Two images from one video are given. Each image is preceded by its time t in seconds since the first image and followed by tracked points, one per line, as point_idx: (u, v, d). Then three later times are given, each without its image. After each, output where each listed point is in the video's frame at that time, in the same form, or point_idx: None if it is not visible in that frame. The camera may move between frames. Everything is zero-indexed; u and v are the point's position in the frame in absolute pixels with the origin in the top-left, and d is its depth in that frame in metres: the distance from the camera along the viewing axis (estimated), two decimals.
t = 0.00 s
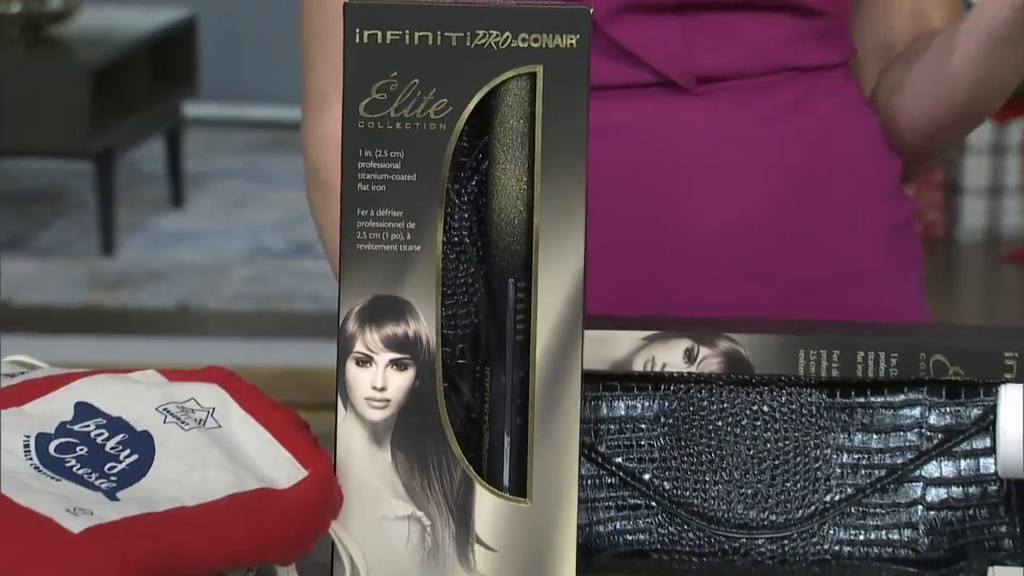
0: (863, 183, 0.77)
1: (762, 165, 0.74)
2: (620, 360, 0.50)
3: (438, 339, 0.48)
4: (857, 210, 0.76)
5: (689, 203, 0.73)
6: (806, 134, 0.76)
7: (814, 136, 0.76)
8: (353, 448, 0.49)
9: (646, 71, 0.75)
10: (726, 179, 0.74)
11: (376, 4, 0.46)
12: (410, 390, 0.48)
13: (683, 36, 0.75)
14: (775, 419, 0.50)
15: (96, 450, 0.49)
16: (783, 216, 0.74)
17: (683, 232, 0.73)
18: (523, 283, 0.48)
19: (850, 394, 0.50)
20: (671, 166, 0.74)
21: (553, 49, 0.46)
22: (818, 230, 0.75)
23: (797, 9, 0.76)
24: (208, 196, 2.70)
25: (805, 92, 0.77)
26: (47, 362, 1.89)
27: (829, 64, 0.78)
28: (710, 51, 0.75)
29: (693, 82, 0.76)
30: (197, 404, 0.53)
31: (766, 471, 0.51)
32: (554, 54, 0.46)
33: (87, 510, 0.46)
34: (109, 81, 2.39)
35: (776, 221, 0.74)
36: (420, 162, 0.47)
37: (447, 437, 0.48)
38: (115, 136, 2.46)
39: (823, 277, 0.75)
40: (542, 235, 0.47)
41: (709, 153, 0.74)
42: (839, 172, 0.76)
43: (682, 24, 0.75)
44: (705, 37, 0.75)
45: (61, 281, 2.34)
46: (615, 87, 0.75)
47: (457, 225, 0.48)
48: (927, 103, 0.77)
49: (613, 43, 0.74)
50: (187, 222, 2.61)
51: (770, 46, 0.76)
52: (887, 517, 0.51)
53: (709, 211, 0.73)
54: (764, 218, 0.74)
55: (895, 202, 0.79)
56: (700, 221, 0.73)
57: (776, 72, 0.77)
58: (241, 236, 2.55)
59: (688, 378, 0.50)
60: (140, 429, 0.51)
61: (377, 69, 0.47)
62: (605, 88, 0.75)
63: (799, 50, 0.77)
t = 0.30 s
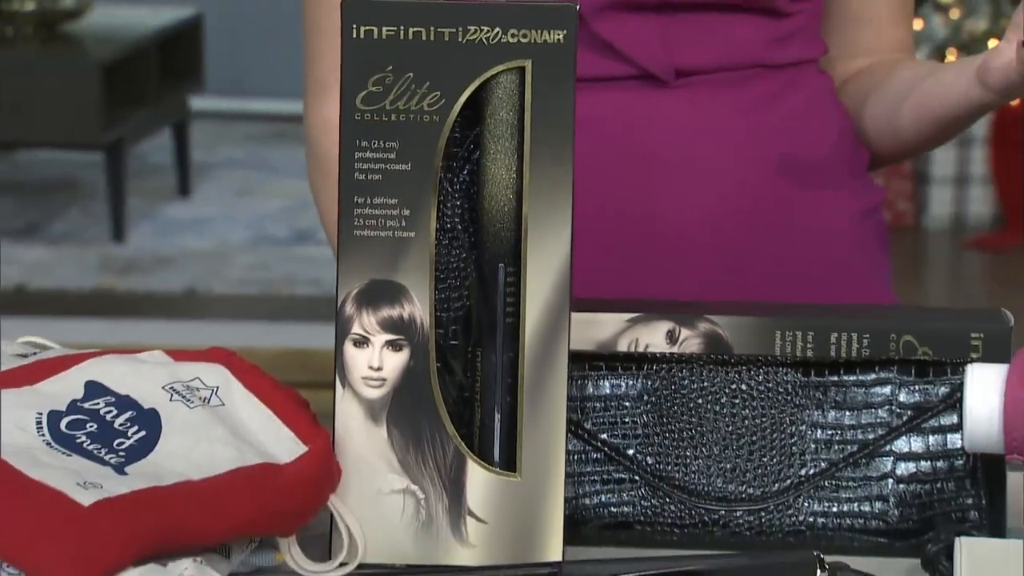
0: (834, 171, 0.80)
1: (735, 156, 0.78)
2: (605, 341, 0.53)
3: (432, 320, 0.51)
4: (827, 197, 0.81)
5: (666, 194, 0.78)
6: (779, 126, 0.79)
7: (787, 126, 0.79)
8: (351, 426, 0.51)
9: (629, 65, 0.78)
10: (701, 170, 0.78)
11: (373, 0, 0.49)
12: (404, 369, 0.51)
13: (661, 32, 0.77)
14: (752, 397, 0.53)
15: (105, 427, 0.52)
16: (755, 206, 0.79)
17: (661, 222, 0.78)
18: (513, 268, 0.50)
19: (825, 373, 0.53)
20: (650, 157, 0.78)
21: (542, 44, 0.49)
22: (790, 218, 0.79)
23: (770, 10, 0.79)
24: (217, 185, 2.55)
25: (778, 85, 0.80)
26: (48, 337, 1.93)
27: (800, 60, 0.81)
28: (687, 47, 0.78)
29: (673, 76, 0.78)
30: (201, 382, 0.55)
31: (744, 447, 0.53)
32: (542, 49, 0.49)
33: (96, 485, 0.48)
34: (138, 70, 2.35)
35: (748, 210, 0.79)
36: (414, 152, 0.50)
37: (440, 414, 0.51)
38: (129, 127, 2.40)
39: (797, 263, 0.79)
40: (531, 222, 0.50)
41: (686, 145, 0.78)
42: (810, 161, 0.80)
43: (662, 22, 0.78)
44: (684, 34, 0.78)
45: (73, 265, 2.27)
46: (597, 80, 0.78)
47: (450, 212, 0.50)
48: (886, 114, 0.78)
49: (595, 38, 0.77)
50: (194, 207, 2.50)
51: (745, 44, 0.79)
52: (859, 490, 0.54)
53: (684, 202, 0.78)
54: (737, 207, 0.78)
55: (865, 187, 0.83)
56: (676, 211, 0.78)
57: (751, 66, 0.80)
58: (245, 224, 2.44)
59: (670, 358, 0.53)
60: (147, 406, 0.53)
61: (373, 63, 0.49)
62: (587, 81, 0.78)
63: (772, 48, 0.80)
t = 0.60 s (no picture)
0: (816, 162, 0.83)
1: (716, 153, 0.82)
2: (593, 326, 0.55)
3: (428, 307, 0.53)
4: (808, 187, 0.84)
5: (653, 188, 0.81)
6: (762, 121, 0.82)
7: (770, 121, 0.82)
8: (350, 408, 0.54)
9: (618, 62, 0.80)
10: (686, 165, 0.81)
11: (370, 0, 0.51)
12: (401, 354, 0.53)
13: (649, 31, 0.79)
14: (733, 380, 0.55)
15: (116, 409, 0.54)
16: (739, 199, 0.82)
17: (648, 216, 0.81)
18: (505, 257, 0.53)
19: (803, 357, 0.56)
20: (638, 153, 0.81)
21: (532, 43, 0.51)
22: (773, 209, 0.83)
23: (753, 10, 0.81)
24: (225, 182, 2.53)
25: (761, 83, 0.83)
26: (63, 326, 1.88)
27: (783, 60, 0.83)
28: (674, 44, 0.80)
29: (659, 73, 0.80)
30: (207, 365, 0.58)
31: (725, 428, 0.56)
32: (532, 48, 0.51)
33: (107, 465, 0.50)
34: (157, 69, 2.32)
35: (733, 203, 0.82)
36: (411, 147, 0.52)
37: (435, 397, 0.53)
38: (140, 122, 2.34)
39: (780, 252, 0.83)
40: (523, 212, 0.52)
41: (672, 141, 0.81)
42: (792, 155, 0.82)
43: (651, 20, 0.80)
44: (672, 33, 0.80)
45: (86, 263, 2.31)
46: (587, 76, 0.80)
47: (445, 203, 0.53)
48: (859, 113, 0.79)
49: (587, 36, 0.79)
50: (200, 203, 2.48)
51: (728, 41, 0.81)
52: (834, 468, 0.57)
53: (671, 195, 0.81)
54: (721, 201, 0.82)
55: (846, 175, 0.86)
56: (662, 204, 0.82)
57: (733, 65, 0.82)
58: (248, 217, 2.42)
59: (655, 343, 0.55)
60: (156, 389, 0.55)
61: (371, 61, 0.52)
62: (578, 77, 0.80)
63: (755, 46, 0.82)
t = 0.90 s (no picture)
0: (791, 156, 0.86)
1: (694, 149, 0.85)
2: (574, 313, 0.58)
3: (418, 294, 0.56)
4: (789, 182, 0.87)
5: (633, 183, 0.85)
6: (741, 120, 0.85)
7: (748, 118, 0.85)
8: (344, 391, 0.57)
9: (601, 62, 0.82)
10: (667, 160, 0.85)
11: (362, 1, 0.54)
12: (392, 339, 0.56)
13: (631, 35, 0.82)
14: (708, 363, 0.58)
15: (120, 391, 0.57)
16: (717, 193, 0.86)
17: (629, 209, 0.85)
18: (491, 246, 0.55)
19: (775, 341, 0.58)
20: (618, 147, 0.84)
21: (516, 42, 0.54)
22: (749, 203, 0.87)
23: (733, 15, 0.82)
24: (220, 177, 2.60)
25: (742, 84, 0.84)
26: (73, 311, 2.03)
27: (768, 60, 0.85)
28: (659, 47, 0.82)
29: (641, 74, 0.83)
30: (207, 350, 0.60)
31: (700, 409, 0.59)
32: (516, 47, 0.54)
33: (112, 445, 0.53)
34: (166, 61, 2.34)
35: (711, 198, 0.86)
36: (401, 142, 0.55)
37: (424, 379, 0.56)
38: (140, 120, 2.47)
39: (752, 242, 0.87)
40: (508, 203, 0.54)
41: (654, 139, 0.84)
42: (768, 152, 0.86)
43: (633, 25, 0.82)
44: (654, 36, 0.82)
45: (92, 249, 2.39)
46: (571, 76, 0.83)
47: (434, 196, 0.55)
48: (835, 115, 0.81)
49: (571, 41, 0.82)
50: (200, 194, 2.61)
51: (712, 43, 0.83)
52: (805, 447, 0.60)
53: (651, 188, 0.85)
54: (700, 194, 0.86)
55: (826, 169, 0.88)
56: (642, 198, 0.85)
57: (715, 66, 0.84)
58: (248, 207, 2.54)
59: (634, 329, 0.58)
60: (158, 372, 0.58)
61: (364, 59, 0.54)
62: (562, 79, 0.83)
63: (738, 50, 0.83)
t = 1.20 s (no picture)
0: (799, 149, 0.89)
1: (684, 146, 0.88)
2: (559, 299, 0.61)
3: (409, 280, 0.58)
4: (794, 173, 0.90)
5: (621, 174, 0.90)
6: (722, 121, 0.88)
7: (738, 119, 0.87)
8: (338, 373, 0.59)
9: (592, 62, 0.86)
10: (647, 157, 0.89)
11: None
12: (384, 323, 0.58)
13: (627, 38, 0.84)
14: (687, 346, 0.61)
15: (123, 373, 0.59)
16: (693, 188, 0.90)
17: (609, 200, 0.91)
18: (479, 234, 0.57)
19: (751, 326, 0.61)
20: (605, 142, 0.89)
21: (504, 38, 0.56)
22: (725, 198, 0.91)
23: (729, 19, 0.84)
24: (222, 166, 2.38)
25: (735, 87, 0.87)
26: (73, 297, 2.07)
27: (759, 61, 0.86)
28: (653, 50, 0.85)
29: (638, 74, 0.86)
30: (206, 334, 0.63)
31: (680, 390, 0.61)
32: (504, 42, 0.56)
33: (114, 425, 0.55)
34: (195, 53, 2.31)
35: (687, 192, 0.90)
36: (393, 134, 0.57)
37: (415, 362, 0.58)
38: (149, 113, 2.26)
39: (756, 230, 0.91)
40: (495, 192, 0.57)
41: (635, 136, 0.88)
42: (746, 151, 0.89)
43: (632, 28, 0.84)
44: (649, 38, 0.85)
45: (99, 240, 2.30)
46: (565, 73, 0.87)
47: (425, 185, 0.58)
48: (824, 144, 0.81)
49: (564, 37, 0.85)
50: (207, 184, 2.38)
51: (705, 47, 0.85)
52: (780, 427, 0.62)
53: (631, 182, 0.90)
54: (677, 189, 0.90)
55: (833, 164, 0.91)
56: (630, 189, 0.90)
57: (707, 68, 0.86)
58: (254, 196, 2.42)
59: (617, 313, 0.61)
60: (159, 355, 0.60)
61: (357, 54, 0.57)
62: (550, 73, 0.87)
63: (737, 50, 0.85)
